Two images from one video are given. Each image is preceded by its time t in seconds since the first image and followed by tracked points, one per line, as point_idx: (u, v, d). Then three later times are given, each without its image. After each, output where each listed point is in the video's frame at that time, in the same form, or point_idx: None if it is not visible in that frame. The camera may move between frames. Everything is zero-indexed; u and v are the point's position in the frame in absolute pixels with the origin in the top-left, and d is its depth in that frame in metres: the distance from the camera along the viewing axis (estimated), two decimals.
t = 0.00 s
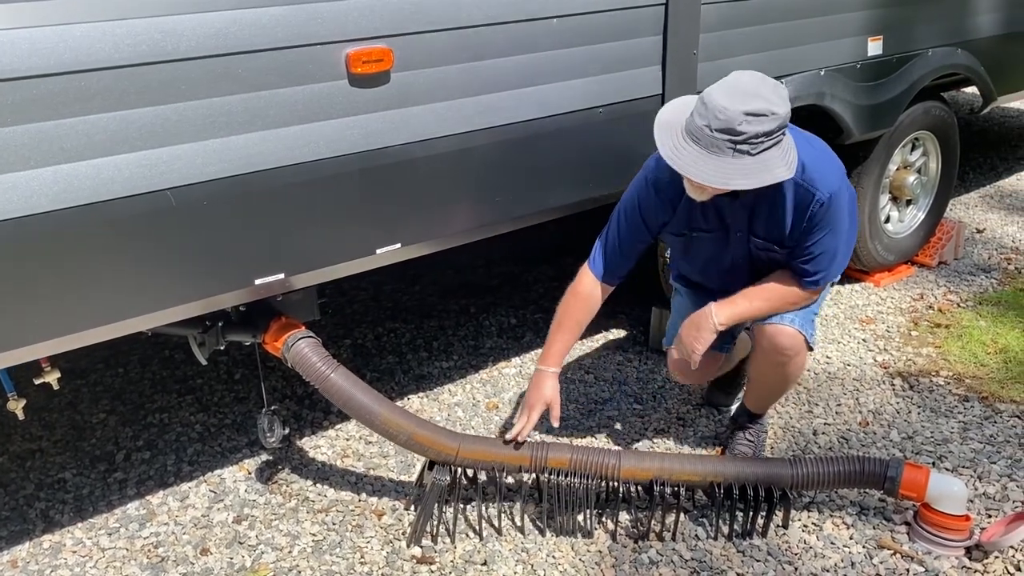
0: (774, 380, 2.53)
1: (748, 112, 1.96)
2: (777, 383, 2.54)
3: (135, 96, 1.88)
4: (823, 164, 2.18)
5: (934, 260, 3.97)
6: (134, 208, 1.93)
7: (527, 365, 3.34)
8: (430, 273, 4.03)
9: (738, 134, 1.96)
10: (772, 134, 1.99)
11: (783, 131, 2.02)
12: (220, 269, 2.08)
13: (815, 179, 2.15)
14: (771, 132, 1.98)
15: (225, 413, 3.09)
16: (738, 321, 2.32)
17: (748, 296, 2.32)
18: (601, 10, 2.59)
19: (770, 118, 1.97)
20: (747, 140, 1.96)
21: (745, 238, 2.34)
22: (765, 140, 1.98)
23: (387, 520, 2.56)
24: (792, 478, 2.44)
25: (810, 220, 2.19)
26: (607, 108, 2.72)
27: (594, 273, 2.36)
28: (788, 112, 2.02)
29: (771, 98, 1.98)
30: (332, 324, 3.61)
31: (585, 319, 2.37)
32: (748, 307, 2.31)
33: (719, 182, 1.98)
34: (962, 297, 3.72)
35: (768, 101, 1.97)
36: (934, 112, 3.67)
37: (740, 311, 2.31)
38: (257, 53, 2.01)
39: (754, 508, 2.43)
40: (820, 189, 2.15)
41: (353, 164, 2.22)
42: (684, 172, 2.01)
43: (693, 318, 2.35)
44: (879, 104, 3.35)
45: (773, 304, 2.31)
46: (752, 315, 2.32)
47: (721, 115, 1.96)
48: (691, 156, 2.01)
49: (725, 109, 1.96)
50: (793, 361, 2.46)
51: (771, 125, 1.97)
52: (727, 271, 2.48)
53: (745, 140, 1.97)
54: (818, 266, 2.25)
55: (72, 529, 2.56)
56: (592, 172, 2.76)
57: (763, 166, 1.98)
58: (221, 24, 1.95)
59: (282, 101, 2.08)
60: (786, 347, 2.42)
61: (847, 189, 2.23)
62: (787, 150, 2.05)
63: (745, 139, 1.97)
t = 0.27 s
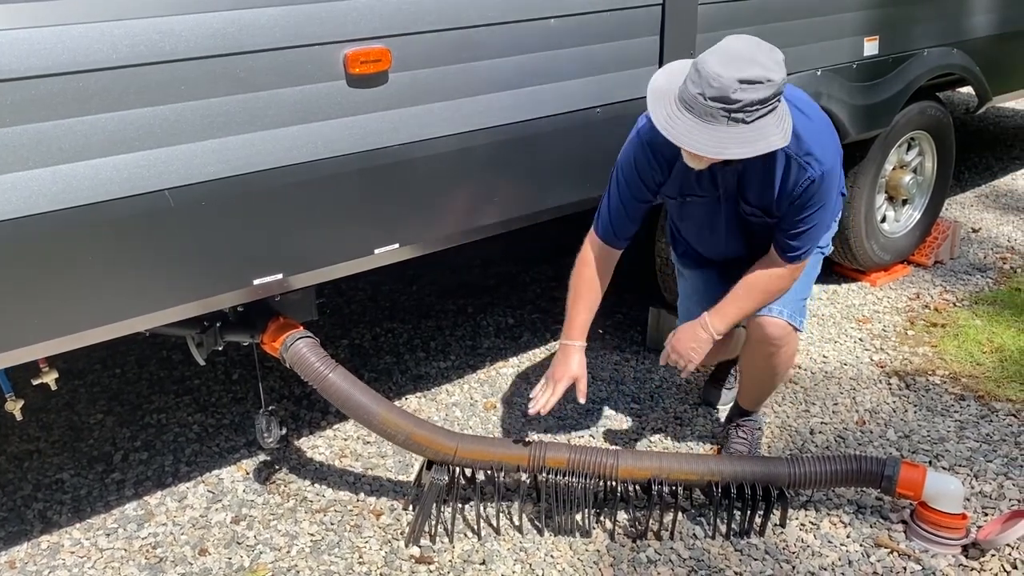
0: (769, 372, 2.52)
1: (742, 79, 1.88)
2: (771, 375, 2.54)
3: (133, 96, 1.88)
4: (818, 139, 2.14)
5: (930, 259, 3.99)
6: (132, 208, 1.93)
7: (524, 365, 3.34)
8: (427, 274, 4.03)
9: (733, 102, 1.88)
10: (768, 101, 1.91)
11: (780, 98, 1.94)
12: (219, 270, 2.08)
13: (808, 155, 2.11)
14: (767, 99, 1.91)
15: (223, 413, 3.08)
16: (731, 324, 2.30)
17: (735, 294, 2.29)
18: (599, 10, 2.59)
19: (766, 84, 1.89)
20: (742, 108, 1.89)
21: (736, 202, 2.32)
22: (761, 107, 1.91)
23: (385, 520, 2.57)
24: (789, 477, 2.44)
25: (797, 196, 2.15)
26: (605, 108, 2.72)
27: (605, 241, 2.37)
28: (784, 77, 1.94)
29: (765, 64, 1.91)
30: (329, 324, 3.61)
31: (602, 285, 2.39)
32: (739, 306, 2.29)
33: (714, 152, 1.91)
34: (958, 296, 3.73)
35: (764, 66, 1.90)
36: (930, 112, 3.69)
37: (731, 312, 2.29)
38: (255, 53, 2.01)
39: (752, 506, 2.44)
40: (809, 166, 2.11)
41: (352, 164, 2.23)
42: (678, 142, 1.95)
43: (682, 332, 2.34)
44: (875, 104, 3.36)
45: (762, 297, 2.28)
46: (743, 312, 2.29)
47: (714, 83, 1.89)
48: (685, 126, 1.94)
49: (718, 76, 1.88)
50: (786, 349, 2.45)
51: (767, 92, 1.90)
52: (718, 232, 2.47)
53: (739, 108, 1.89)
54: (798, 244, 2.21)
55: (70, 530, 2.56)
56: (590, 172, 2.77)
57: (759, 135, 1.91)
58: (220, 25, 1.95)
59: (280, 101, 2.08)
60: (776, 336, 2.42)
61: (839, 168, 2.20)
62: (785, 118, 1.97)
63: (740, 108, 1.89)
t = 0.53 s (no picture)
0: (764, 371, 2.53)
1: (731, 35, 1.87)
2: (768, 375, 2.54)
3: (130, 97, 1.88)
4: (817, 88, 2.08)
5: (927, 259, 3.99)
6: (129, 208, 1.92)
7: (522, 365, 3.34)
8: (424, 274, 4.03)
9: (723, 59, 1.87)
10: (758, 56, 1.90)
11: (770, 53, 1.93)
12: (216, 271, 2.07)
13: (808, 107, 2.05)
14: (757, 54, 1.89)
15: (220, 414, 3.08)
16: (781, 265, 2.25)
17: (782, 234, 2.23)
18: (596, 10, 2.59)
19: (755, 39, 1.88)
20: (732, 65, 1.87)
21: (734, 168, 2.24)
22: (752, 63, 1.90)
23: (384, 521, 2.56)
24: (787, 477, 2.44)
25: (805, 148, 2.10)
26: (602, 108, 2.73)
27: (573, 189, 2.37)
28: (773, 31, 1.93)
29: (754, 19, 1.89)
30: (327, 325, 3.61)
31: (563, 235, 2.38)
32: (790, 246, 2.23)
33: (706, 112, 1.90)
34: (954, 296, 3.74)
35: (751, 21, 1.88)
36: (926, 112, 3.69)
37: (783, 253, 2.23)
38: (252, 53, 2.01)
39: (750, 506, 2.44)
40: (814, 117, 2.06)
41: (349, 165, 2.22)
42: (670, 105, 1.93)
43: (734, 287, 2.27)
44: (872, 104, 3.36)
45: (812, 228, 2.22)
46: (794, 247, 2.24)
47: (704, 41, 1.87)
48: (676, 87, 1.92)
49: (707, 33, 1.86)
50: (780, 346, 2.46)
51: (757, 47, 1.88)
52: (717, 204, 2.38)
53: (730, 65, 1.88)
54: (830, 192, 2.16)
55: (67, 531, 2.56)
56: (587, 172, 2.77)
57: (751, 91, 1.90)
58: (217, 25, 1.95)
59: (277, 101, 2.08)
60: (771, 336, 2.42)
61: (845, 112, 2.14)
62: (776, 73, 1.96)
63: (730, 65, 1.88)
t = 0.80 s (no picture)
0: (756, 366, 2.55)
1: (711, 15, 1.79)
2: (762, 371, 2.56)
3: (127, 97, 1.88)
4: (803, 61, 2.01)
5: (924, 258, 4.00)
6: (127, 209, 1.92)
7: (519, 365, 3.34)
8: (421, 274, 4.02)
9: (704, 40, 1.80)
10: (740, 35, 1.83)
11: (752, 30, 1.86)
12: (213, 271, 2.07)
13: (795, 82, 1.98)
14: (738, 33, 1.82)
15: (217, 415, 3.08)
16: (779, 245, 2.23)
17: (783, 215, 2.19)
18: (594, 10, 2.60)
19: (736, 18, 1.81)
20: (713, 46, 1.81)
21: (721, 149, 2.19)
22: (733, 42, 1.83)
23: (381, 521, 2.56)
24: (785, 477, 2.44)
25: (792, 125, 2.03)
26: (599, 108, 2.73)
27: (546, 157, 2.29)
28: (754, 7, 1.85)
29: None
30: (324, 325, 3.60)
31: (527, 202, 2.31)
32: (790, 227, 2.19)
33: (689, 95, 1.84)
34: (951, 295, 3.75)
35: None
36: (923, 112, 3.70)
37: (784, 234, 2.20)
38: (249, 54, 2.01)
39: (748, 506, 2.44)
40: (802, 91, 1.98)
41: (346, 165, 2.22)
42: (651, 89, 1.86)
43: (736, 274, 2.26)
44: (869, 103, 3.37)
45: (814, 204, 2.17)
46: (795, 227, 2.20)
47: (682, 22, 1.80)
48: (656, 71, 1.86)
49: (686, 14, 1.79)
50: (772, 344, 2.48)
51: (737, 26, 1.81)
52: (704, 183, 2.33)
53: (711, 47, 1.81)
54: (821, 169, 2.09)
55: (65, 533, 2.55)
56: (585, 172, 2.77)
57: (735, 71, 1.83)
58: (214, 25, 1.95)
59: (275, 102, 2.08)
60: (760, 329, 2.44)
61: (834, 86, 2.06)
62: (758, 49, 1.89)
63: (711, 46, 1.81)
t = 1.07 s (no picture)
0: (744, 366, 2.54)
1: (651, 19, 1.77)
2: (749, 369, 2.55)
3: (123, 98, 1.87)
4: (758, 56, 1.94)
5: (920, 259, 4.01)
6: (123, 209, 1.92)
7: (516, 366, 3.34)
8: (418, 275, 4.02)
9: (646, 45, 1.77)
10: (684, 37, 1.80)
11: (697, 30, 1.83)
12: (209, 272, 2.06)
13: (749, 78, 1.91)
14: (682, 35, 1.79)
15: (214, 416, 3.07)
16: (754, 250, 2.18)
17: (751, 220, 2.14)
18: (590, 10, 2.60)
19: (677, 21, 1.78)
20: (656, 49, 1.78)
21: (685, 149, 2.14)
22: (678, 44, 1.79)
23: (378, 522, 2.56)
24: (782, 476, 2.44)
25: (749, 124, 1.97)
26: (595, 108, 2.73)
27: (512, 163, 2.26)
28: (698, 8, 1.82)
29: None
30: (320, 325, 3.60)
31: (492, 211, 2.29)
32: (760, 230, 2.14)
33: (637, 100, 1.81)
34: (947, 295, 3.75)
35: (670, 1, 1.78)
36: (918, 112, 3.70)
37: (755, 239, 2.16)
38: (245, 54, 2.01)
39: (744, 505, 2.44)
40: (756, 87, 1.91)
41: (342, 166, 2.22)
42: (599, 97, 1.83)
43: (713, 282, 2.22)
44: (864, 104, 3.37)
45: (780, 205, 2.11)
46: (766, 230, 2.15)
47: (622, 28, 1.77)
48: (604, 79, 1.83)
49: (626, 21, 1.76)
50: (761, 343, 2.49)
51: (680, 28, 1.78)
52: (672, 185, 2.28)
53: (654, 51, 1.78)
54: (781, 168, 2.02)
55: (61, 534, 2.55)
56: (581, 173, 2.77)
57: (682, 73, 1.80)
58: (210, 25, 1.94)
59: (271, 102, 2.08)
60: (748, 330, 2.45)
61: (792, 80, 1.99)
62: (709, 48, 1.85)
63: (655, 50, 1.78)
